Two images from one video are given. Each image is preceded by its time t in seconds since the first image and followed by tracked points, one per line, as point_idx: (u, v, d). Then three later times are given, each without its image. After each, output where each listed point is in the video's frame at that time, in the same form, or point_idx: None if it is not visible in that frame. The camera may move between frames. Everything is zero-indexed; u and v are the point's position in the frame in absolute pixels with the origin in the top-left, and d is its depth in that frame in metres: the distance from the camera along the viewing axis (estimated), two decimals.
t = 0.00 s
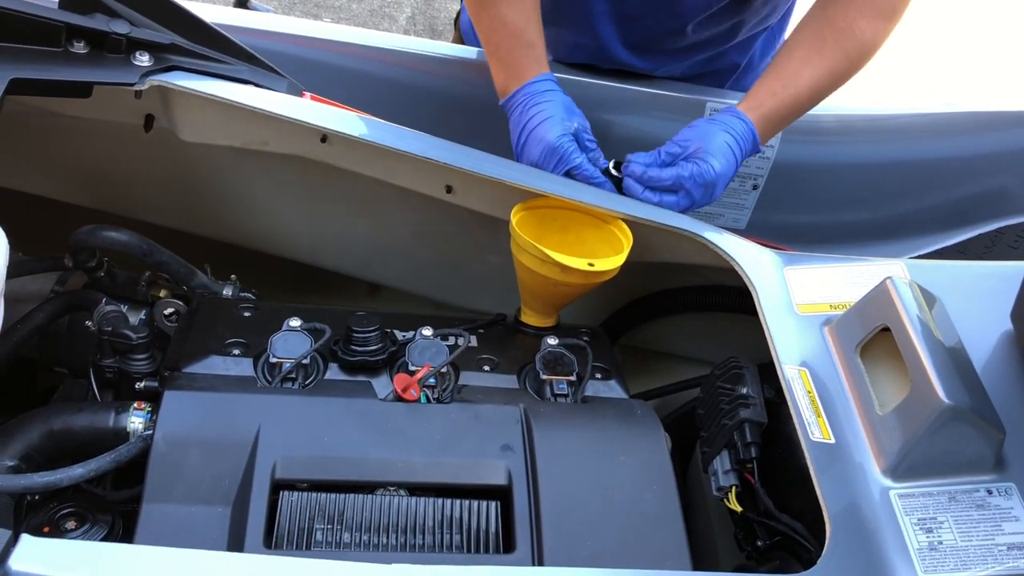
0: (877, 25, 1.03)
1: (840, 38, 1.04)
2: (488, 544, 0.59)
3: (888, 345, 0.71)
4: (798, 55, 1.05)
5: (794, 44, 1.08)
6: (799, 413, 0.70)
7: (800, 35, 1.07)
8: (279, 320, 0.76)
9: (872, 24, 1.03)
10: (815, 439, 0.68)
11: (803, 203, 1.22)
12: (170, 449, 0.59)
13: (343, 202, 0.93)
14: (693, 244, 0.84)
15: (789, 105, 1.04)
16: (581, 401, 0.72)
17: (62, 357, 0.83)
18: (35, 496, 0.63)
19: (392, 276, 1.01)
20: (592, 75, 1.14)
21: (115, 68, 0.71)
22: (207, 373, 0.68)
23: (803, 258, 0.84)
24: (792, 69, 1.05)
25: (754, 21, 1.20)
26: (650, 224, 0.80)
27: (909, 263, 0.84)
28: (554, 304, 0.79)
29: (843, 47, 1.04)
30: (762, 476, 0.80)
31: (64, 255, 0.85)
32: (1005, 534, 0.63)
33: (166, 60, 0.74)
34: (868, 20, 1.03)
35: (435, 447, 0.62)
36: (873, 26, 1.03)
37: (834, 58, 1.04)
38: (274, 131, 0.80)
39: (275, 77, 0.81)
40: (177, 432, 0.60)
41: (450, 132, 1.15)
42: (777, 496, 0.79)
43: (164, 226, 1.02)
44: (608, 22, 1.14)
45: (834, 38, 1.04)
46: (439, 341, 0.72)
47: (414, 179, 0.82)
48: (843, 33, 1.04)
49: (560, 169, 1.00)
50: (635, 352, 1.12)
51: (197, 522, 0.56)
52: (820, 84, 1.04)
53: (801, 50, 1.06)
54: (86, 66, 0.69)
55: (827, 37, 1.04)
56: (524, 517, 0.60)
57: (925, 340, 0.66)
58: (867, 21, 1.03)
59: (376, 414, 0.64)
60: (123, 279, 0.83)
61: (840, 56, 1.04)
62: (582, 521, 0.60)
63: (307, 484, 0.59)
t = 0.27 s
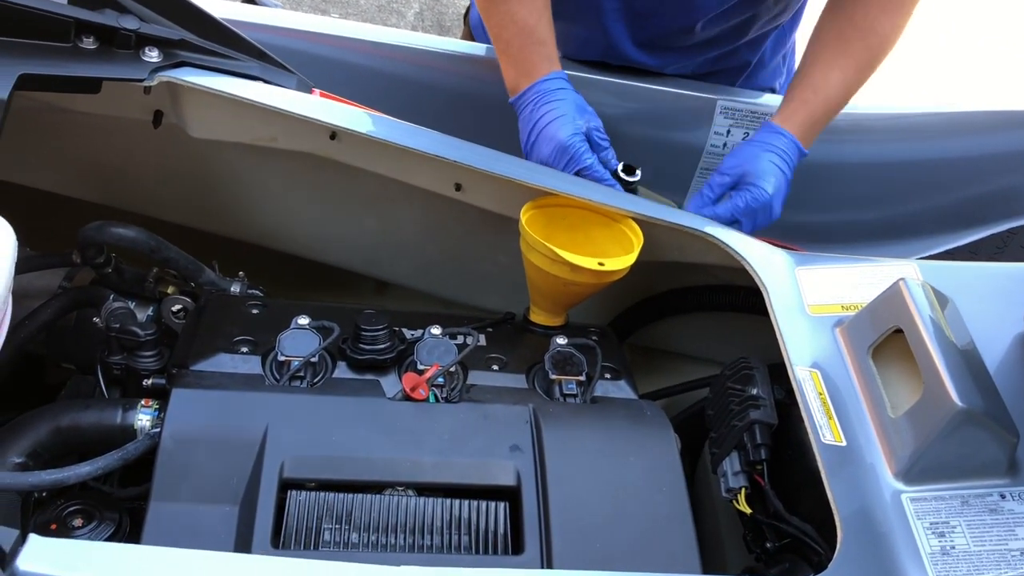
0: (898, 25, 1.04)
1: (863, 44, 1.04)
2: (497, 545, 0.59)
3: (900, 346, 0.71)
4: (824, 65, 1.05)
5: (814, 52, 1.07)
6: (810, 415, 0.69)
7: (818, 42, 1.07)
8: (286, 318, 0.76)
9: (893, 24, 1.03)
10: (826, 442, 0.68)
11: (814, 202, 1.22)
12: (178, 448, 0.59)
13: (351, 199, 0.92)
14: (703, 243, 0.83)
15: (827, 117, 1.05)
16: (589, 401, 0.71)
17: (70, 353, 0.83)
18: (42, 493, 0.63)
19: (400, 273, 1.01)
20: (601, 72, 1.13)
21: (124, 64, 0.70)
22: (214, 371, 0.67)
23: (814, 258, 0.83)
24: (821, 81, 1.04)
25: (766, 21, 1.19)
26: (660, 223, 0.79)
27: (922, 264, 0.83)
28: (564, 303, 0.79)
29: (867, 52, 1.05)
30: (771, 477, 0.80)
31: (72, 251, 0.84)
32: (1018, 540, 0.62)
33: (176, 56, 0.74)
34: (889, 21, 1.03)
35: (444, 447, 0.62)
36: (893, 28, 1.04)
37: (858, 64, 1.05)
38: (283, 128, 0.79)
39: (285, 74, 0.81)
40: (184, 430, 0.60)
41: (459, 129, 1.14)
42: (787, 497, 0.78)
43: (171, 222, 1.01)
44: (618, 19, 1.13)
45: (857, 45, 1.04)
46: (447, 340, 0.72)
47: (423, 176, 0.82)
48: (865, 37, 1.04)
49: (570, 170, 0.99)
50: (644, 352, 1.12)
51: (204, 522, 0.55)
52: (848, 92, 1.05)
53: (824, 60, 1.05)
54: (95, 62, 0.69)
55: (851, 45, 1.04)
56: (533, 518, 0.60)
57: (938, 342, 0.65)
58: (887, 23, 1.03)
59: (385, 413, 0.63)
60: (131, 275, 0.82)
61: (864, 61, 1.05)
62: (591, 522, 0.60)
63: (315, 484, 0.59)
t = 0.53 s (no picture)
0: (903, 81, 1.06)
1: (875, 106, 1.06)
2: (500, 542, 0.59)
3: (905, 345, 0.70)
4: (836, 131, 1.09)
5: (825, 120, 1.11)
6: (814, 413, 0.69)
7: (828, 110, 1.11)
8: (291, 315, 0.76)
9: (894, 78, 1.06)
10: (830, 439, 0.67)
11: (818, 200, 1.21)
12: (183, 445, 0.59)
13: (355, 197, 0.92)
14: (707, 241, 0.83)
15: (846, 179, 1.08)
16: (593, 399, 0.71)
17: (75, 350, 0.83)
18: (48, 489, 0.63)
19: (404, 271, 1.01)
20: (605, 70, 1.13)
21: (130, 62, 0.71)
22: (219, 368, 0.68)
23: (819, 257, 0.83)
24: (834, 147, 1.08)
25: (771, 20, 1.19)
26: (664, 221, 0.79)
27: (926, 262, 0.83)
28: (568, 301, 0.79)
29: (879, 111, 1.06)
30: (775, 475, 0.80)
31: (77, 249, 0.85)
32: (1022, 538, 0.62)
33: (181, 54, 0.74)
34: (894, 77, 1.06)
35: (448, 445, 0.62)
36: (899, 84, 1.06)
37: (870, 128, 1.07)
38: (287, 125, 0.79)
39: (289, 71, 0.81)
40: (189, 427, 0.60)
41: (463, 127, 1.14)
42: (789, 495, 0.78)
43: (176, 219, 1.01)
44: (621, 17, 1.13)
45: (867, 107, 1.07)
46: (451, 337, 0.72)
47: (427, 173, 0.82)
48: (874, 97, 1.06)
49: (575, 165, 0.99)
50: (647, 349, 1.12)
51: (209, 518, 0.56)
52: (864, 154, 1.07)
53: (837, 125, 1.08)
54: (100, 60, 0.69)
55: (860, 107, 1.06)
56: (537, 515, 0.60)
57: (943, 340, 0.65)
58: (892, 82, 1.06)
59: (389, 410, 0.64)
60: (136, 273, 0.83)
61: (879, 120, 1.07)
62: (595, 519, 0.60)
63: (319, 481, 0.59)
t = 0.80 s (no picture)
0: (895, 88, 1.04)
1: (863, 113, 1.06)
2: (500, 544, 0.59)
3: (905, 344, 0.70)
4: (825, 137, 1.08)
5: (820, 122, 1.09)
6: (814, 413, 0.69)
7: (822, 113, 1.10)
8: (290, 317, 0.76)
9: (886, 84, 1.04)
10: (830, 440, 0.67)
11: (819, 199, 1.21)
12: (182, 447, 0.59)
13: (355, 198, 0.92)
14: (708, 241, 0.82)
15: (835, 183, 1.08)
16: (593, 400, 0.71)
17: (75, 351, 0.85)
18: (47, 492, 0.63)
19: (404, 272, 1.01)
20: (605, 69, 1.13)
21: (128, 64, 0.70)
22: (218, 370, 0.67)
23: (819, 256, 0.83)
24: (823, 152, 1.08)
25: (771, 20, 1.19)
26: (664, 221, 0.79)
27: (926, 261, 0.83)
28: (567, 301, 0.79)
29: (869, 117, 1.05)
30: (776, 476, 0.79)
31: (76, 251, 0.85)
32: None
33: (180, 56, 0.74)
34: (886, 83, 1.04)
35: (448, 446, 0.62)
36: (889, 90, 1.04)
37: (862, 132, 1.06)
38: (286, 127, 0.79)
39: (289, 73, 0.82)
40: (188, 429, 0.60)
41: (463, 128, 1.14)
42: (790, 495, 0.78)
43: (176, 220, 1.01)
44: (620, 17, 1.13)
45: (857, 112, 1.06)
46: (451, 338, 0.72)
47: (426, 174, 0.81)
48: (864, 103, 1.05)
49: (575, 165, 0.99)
50: (648, 349, 1.12)
51: (208, 520, 0.55)
52: (854, 159, 1.07)
53: (828, 129, 1.08)
54: (98, 62, 0.69)
55: (850, 112, 1.06)
56: (537, 516, 0.60)
57: (944, 340, 0.65)
58: (883, 87, 1.04)
59: (389, 411, 0.63)
60: (134, 275, 0.83)
61: (870, 125, 1.05)
62: (594, 521, 0.60)
63: (318, 482, 0.59)
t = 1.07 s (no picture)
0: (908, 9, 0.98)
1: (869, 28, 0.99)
2: (501, 546, 0.58)
3: (909, 343, 0.70)
4: (832, 45, 0.99)
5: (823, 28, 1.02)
6: (817, 413, 0.69)
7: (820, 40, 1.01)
8: (289, 317, 0.75)
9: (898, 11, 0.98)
10: (834, 440, 0.67)
11: (821, 198, 1.21)
12: (180, 448, 0.58)
13: (354, 198, 0.92)
14: (710, 240, 0.82)
15: (833, 74, 0.99)
16: (594, 401, 0.70)
17: (72, 352, 0.84)
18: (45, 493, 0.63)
19: (404, 272, 1.01)
20: (606, 68, 1.13)
21: (126, 63, 0.70)
22: (217, 371, 0.67)
23: (821, 255, 0.83)
24: (821, 55, 0.99)
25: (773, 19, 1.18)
26: (665, 220, 0.78)
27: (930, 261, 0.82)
28: (568, 301, 0.78)
29: (874, 37, 0.99)
30: (778, 476, 0.79)
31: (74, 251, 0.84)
32: None
33: (177, 54, 0.73)
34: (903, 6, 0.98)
35: (449, 447, 0.61)
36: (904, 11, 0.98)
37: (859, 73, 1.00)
38: (285, 125, 0.79)
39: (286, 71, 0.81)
40: (186, 430, 0.59)
41: (463, 127, 1.14)
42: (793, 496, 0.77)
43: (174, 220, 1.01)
44: (621, 15, 1.12)
45: (865, 29, 0.99)
46: (451, 338, 0.71)
47: (426, 173, 0.81)
48: (875, 18, 0.99)
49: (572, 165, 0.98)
50: (649, 348, 1.11)
51: (207, 522, 0.55)
52: (848, 74, 1.00)
53: (829, 54, 0.99)
54: (95, 60, 0.68)
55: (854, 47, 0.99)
56: (538, 517, 0.59)
57: (948, 339, 0.64)
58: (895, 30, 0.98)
59: (390, 412, 0.63)
60: (133, 275, 0.82)
61: (874, 45, 0.99)
62: (597, 522, 0.59)
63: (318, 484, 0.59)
